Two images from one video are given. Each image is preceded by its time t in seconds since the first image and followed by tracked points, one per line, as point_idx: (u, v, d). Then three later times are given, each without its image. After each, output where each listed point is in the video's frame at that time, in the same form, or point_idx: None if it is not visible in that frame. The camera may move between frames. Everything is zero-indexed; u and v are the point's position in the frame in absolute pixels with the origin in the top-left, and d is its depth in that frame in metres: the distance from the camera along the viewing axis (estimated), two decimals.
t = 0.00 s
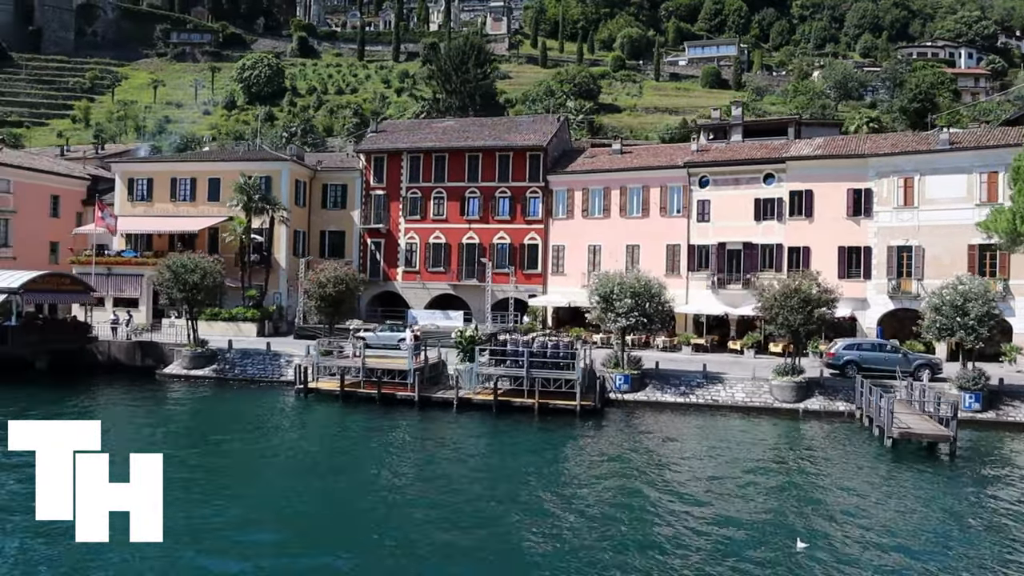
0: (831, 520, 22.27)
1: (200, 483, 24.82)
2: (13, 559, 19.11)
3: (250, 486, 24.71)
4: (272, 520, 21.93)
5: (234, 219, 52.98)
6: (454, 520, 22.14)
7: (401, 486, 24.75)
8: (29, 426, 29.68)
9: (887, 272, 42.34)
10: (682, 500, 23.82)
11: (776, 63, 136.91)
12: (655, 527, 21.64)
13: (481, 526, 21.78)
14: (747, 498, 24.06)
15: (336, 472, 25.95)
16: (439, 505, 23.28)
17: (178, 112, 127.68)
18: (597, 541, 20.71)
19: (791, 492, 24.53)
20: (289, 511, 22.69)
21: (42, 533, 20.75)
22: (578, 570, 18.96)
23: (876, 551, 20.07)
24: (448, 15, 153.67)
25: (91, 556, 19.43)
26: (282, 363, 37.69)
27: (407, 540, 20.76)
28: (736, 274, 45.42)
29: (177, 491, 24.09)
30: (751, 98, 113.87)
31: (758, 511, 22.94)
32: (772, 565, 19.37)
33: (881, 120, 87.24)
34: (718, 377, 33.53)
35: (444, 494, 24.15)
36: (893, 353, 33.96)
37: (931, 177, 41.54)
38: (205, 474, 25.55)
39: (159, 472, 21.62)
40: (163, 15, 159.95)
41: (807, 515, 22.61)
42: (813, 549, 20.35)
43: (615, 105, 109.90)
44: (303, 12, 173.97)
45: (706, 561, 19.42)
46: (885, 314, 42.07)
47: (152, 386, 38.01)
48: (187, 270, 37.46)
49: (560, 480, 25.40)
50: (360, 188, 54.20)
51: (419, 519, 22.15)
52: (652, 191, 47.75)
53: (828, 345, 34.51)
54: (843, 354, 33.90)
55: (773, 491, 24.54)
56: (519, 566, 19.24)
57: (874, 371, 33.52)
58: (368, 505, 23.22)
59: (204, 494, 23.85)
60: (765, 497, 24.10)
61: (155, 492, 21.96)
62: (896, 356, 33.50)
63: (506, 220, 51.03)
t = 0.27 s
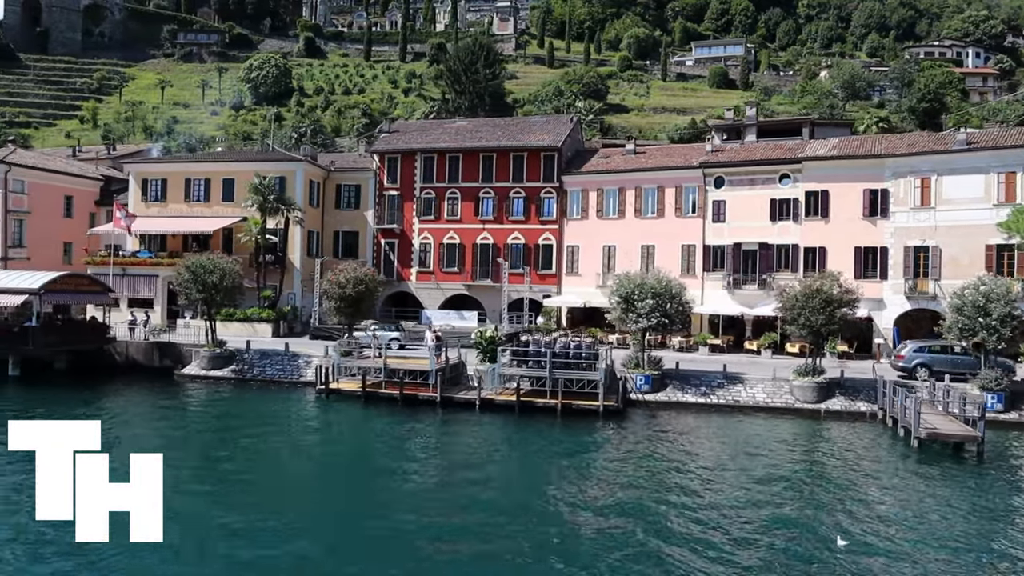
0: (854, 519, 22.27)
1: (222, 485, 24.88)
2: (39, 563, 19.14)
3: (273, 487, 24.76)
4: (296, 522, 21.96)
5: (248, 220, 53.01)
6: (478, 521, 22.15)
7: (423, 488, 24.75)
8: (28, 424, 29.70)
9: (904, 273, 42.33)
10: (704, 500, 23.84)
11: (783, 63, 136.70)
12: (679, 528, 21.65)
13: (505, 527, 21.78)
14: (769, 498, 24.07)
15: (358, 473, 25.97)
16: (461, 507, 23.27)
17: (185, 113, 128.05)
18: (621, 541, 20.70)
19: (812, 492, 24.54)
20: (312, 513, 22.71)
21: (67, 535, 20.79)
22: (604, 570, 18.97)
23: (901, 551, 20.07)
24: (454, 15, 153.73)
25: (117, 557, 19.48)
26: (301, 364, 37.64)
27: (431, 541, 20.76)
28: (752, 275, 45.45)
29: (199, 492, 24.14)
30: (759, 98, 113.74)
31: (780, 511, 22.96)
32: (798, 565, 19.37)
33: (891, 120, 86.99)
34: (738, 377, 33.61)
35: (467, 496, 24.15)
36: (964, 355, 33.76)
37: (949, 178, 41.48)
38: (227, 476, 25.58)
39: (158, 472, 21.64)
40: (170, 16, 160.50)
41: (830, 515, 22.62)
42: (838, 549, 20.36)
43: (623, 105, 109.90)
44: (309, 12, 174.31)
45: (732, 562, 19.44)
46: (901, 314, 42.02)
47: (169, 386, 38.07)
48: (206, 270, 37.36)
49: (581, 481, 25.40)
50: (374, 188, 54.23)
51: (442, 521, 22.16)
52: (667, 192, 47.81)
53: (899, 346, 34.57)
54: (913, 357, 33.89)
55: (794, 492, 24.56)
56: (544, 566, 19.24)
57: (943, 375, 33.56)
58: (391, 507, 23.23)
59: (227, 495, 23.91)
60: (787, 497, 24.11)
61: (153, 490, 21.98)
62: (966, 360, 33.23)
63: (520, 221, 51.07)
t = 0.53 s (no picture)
0: (880, 518, 22.31)
1: (250, 486, 24.94)
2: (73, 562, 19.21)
3: (301, 488, 24.80)
4: (326, 522, 22.00)
5: (265, 220, 53.04)
6: (508, 521, 22.15)
7: (448, 488, 24.79)
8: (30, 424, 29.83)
9: (924, 273, 42.25)
10: (730, 500, 23.90)
11: (791, 62, 136.48)
12: (705, 528, 21.71)
13: (534, 526, 21.79)
14: (794, 497, 24.13)
15: (385, 475, 25.99)
16: (488, 507, 23.26)
17: (194, 113, 128.37)
18: (651, 541, 20.70)
19: (837, 491, 24.60)
20: (341, 513, 22.73)
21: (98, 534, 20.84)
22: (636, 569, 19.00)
23: (931, 550, 20.10)
24: (462, 15, 153.78)
25: (150, 556, 19.52)
26: (323, 364, 37.53)
27: (461, 541, 20.77)
28: (771, 275, 45.44)
29: (226, 493, 24.20)
30: (768, 98, 113.56)
31: (807, 511, 23.01)
32: (828, 564, 19.40)
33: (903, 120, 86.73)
34: (763, 378, 33.63)
35: (495, 496, 24.14)
36: None
37: (969, 178, 41.36)
38: (254, 477, 25.63)
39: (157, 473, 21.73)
40: (178, 17, 161.00)
41: (856, 514, 22.67)
42: (867, 548, 20.40)
43: (632, 105, 109.85)
44: (317, 13, 174.67)
45: (760, 561, 19.50)
46: (921, 314, 41.94)
47: (191, 386, 38.12)
48: (229, 271, 37.25)
49: (606, 481, 25.43)
50: (390, 189, 54.24)
51: (471, 520, 22.18)
52: (685, 193, 47.91)
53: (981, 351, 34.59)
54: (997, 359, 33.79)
55: (819, 491, 24.61)
56: (575, 564, 19.26)
57: None
58: (420, 508, 23.24)
59: (255, 496, 23.95)
60: (813, 497, 24.15)
61: (152, 491, 22.29)
62: None
63: (537, 221, 51.10)
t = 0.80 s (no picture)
0: (903, 518, 22.38)
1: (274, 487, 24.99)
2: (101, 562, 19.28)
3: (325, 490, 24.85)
4: (351, 523, 22.04)
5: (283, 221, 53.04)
6: (532, 523, 22.20)
7: (469, 488, 24.93)
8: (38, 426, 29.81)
9: (944, 274, 42.16)
10: (752, 501, 23.94)
11: (800, 62, 136.26)
12: (730, 528, 21.81)
13: (559, 528, 21.84)
14: (816, 498, 24.20)
15: (409, 476, 26.03)
16: (512, 508, 23.28)
17: (203, 114, 128.70)
18: (677, 541, 20.81)
19: (859, 491, 24.66)
20: (365, 515, 22.76)
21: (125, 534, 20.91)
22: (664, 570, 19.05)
23: (956, 550, 20.21)
24: (470, 16, 153.87)
25: (178, 556, 19.59)
26: (345, 365, 37.43)
27: (487, 542, 20.82)
28: (789, 276, 45.44)
29: (250, 493, 24.29)
30: (778, 98, 113.41)
31: (830, 511, 23.09)
32: (855, 565, 19.49)
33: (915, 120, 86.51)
34: (786, 378, 33.66)
35: (519, 497, 24.16)
36: None
37: (989, 178, 41.30)
38: (278, 478, 25.72)
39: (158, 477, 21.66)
40: (187, 18, 161.46)
41: (879, 514, 22.73)
42: (892, 548, 20.48)
43: (641, 105, 109.82)
44: (324, 13, 174.94)
45: (786, 561, 19.59)
46: (941, 315, 41.86)
47: (211, 386, 38.20)
48: (252, 272, 37.21)
49: (627, 482, 25.48)
50: (406, 190, 54.23)
51: (496, 521, 22.22)
52: (703, 193, 47.97)
53: None
54: None
55: (839, 491, 24.69)
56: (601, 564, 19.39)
57: None
58: (446, 509, 23.30)
59: (279, 498, 24.00)
60: (833, 497, 24.23)
61: (153, 493, 22.31)
62: None
63: (554, 222, 51.14)
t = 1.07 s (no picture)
0: (925, 518, 22.42)
1: (296, 488, 24.91)
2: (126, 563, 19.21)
3: (347, 490, 24.77)
4: (375, 525, 21.95)
5: (297, 221, 53.00)
6: (553, 522, 22.25)
7: (488, 488, 24.97)
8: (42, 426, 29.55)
9: (961, 274, 42.09)
10: (773, 501, 23.95)
11: (807, 62, 136.06)
12: (754, 527, 21.89)
13: (584, 527, 21.81)
14: (838, 498, 24.22)
15: (430, 478, 25.95)
16: (535, 509, 23.22)
17: (211, 114, 128.96)
18: (701, 541, 20.89)
19: (879, 491, 24.69)
20: (384, 514, 22.83)
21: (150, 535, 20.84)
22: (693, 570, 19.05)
23: (982, 550, 20.25)
24: (477, 16, 153.91)
25: (203, 558, 19.50)
26: (364, 366, 37.33)
27: (513, 543, 20.75)
28: (805, 276, 45.44)
29: (271, 494, 24.20)
30: (786, 98, 113.26)
31: (851, 511, 23.12)
32: (882, 564, 19.51)
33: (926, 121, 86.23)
34: (807, 379, 33.66)
35: (542, 498, 24.07)
36: None
37: (1007, 178, 41.19)
38: (296, 477, 25.80)
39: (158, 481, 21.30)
40: (193, 19, 161.88)
41: (902, 514, 22.76)
42: (917, 547, 20.52)
43: (649, 106, 109.78)
44: (331, 14, 175.20)
45: (812, 561, 19.66)
46: (959, 315, 41.77)
47: (228, 386, 38.19)
48: (271, 272, 37.05)
49: (648, 482, 25.46)
50: (420, 190, 54.23)
51: (521, 522, 22.16)
52: (718, 193, 48.00)
53: None
54: None
55: (860, 492, 24.72)
56: (625, 564, 19.46)
57: None
58: (468, 510, 23.22)
59: (302, 499, 23.92)
60: (854, 497, 24.26)
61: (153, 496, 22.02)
62: None
63: (568, 222, 51.17)
